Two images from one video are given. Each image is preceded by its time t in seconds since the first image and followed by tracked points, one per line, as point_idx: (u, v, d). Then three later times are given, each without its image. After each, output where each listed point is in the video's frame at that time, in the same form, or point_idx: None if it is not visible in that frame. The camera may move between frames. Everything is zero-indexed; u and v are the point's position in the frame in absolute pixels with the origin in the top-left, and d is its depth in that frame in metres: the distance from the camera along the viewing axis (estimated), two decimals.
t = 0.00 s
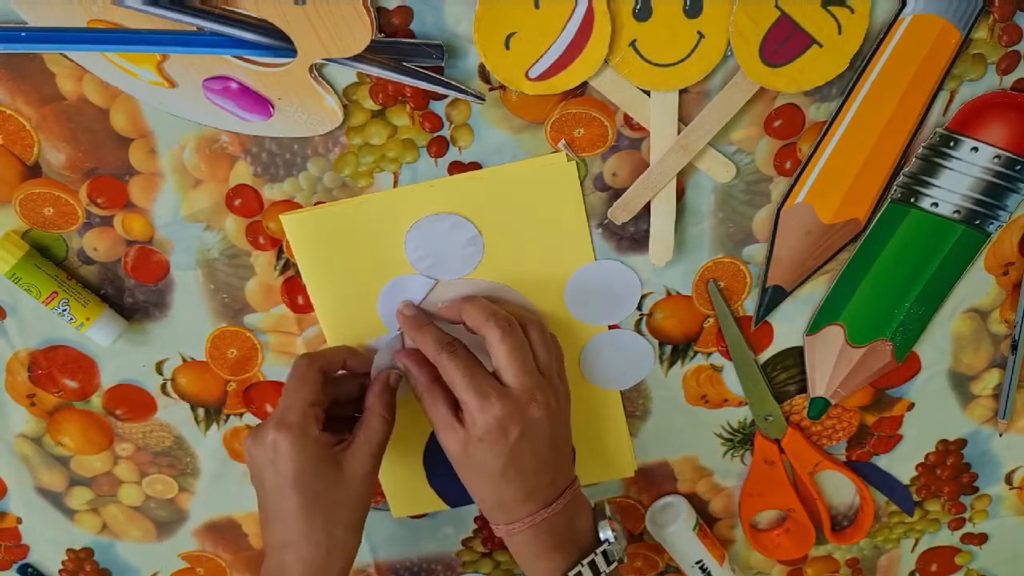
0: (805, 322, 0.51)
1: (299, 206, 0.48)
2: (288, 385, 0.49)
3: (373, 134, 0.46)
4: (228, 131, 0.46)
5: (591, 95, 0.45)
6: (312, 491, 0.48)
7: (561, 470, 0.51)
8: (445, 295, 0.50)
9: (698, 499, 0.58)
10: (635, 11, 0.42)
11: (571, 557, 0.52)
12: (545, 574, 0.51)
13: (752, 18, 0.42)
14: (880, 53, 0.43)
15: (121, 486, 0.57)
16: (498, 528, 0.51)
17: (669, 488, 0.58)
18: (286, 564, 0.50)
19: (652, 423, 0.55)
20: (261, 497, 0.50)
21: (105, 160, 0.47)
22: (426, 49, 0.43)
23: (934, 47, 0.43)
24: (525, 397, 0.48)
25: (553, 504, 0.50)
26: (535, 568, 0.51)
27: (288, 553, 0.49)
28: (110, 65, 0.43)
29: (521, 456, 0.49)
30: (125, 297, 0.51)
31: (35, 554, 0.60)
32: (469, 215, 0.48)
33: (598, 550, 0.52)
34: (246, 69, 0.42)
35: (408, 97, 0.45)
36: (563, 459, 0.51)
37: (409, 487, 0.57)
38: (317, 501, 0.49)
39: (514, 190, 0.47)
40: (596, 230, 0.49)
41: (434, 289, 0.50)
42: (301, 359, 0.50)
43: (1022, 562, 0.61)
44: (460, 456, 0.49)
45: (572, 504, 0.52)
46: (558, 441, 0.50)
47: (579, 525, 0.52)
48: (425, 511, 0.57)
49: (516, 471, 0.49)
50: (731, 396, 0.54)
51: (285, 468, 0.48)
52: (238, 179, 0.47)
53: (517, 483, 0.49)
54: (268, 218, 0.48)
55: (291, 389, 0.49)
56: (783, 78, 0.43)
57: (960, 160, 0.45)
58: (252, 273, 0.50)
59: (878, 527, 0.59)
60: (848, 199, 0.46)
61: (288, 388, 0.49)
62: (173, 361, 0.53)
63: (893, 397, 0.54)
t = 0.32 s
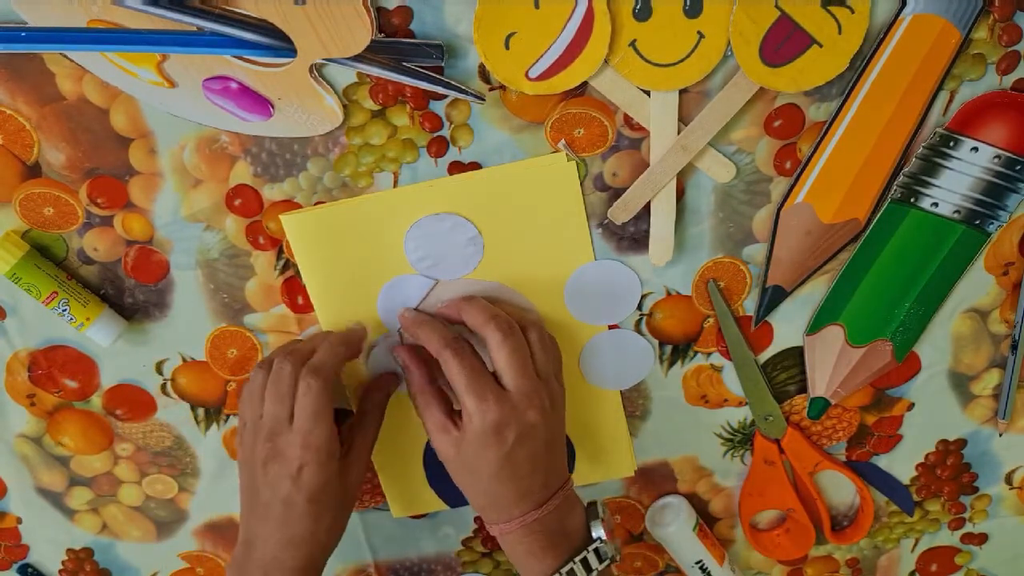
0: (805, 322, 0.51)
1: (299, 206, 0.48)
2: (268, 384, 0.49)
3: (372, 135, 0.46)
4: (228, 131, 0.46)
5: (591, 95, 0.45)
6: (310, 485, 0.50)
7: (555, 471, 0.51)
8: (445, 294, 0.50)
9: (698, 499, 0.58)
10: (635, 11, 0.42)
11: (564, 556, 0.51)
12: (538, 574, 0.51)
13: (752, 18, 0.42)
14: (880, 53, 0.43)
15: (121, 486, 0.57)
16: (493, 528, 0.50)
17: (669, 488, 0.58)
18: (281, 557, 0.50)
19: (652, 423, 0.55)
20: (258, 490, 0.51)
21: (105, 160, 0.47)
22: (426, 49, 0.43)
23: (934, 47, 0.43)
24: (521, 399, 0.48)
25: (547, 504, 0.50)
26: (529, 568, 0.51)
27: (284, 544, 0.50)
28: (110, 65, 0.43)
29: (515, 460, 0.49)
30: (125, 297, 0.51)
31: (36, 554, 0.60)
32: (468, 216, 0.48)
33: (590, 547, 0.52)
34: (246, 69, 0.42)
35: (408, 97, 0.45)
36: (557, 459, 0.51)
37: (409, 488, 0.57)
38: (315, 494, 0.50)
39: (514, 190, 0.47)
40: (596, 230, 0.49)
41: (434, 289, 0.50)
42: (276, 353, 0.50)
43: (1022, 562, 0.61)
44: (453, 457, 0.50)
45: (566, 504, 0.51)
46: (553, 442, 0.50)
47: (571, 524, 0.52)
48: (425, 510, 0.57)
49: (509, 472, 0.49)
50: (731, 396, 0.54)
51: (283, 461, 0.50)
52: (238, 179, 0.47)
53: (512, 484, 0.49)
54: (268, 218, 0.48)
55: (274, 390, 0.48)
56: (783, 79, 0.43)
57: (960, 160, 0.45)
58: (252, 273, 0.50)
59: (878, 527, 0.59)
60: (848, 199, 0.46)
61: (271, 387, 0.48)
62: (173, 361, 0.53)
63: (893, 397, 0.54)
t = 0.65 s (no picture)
0: (805, 322, 0.51)
1: (299, 206, 0.48)
2: (273, 386, 0.49)
3: (373, 134, 0.46)
4: (228, 131, 0.46)
5: (591, 95, 0.45)
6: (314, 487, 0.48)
7: (548, 515, 0.51)
8: (444, 294, 0.50)
9: (698, 499, 0.58)
10: (635, 12, 0.42)
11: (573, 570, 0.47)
12: None
13: (752, 18, 0.42)
14: (880, 53, 0.43)
15: (121, 486, 0.57)
16: None
17: (669, 488, 0.58)
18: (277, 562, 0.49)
19: (652, 423, 0.55)
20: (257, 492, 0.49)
21: (105, 161, 0.47)
22: (426, 49, 0.43)
23: (934, 47, 0.43)
24: (519, 462, 0.49)
25: (537, 565, 0.49)
26: None
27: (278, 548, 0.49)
28: (110, 65, 0.43)
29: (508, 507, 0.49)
30: (125, 297, 0.51)
31: (36, 554, 0.60)
32: (468, 216, 0.48)
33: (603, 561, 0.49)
34: (246, 69, 0.42)
35: (408, 97, 0.45)
36: (549, 520, 0.51)
37: (409, 488, 0.57)
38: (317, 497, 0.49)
39: (514, 190, 0.47)
40: (596, 230, 0.49)
41: (434, 290, 0.50)
42: (280, 355, 0.50)
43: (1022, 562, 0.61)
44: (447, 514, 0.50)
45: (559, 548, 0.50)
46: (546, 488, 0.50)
47: None
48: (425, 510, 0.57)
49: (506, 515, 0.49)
50: (731, 396, 0.54)
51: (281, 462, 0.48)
52: (238, 179, 0.47)
53: (503, 546, 0.49)
54: (268, 218, 0.48)
55: (279, 391, 0.48)
56: (783, 79, 0.43)
57: (960, 160, 0.45)
58: (252, 273, 0.50)
59: (878, 527, 0.59)
60: (848, 199, 0.46)
61: (276, 389, 0.48)
62: (173, 362, 0.53)
63: (893, 397, 0.54)
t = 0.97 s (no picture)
0: (805, 322, 0.51)
1: (299, 206, 0.48)
2: (280, 385, 0.48)
3: (373, 134, 0.46)
4: (229, 131, 0.46)
5: (592, 95, 0.45)
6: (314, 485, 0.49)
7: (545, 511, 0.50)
8: (445, 293, 0.50)
9: (698, 499, 0.58)
10: (635, 12, 0.42)
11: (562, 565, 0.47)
12: None
13: (752, 17, 0.42)
14: (880, 53, 0.43)
15: (121, 486, 0.57)
16: None
17: (669, 488, 0.58)
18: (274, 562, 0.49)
19: (652, 423, 0.55)
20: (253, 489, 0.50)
21: (105, 161, 0.47)
22: (426, 49, 0.43)
23: (934, 47, 0.43)
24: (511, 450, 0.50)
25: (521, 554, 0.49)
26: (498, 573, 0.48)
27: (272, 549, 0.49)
28: (109, 65, 0.43)
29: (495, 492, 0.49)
30: (125, 297, 0.51)
31: (36, 554, 0.60)
32: (468, 216, 0.48)
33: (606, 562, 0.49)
34: (246, 69, 0.42)
35: (408, 96, 0.45)
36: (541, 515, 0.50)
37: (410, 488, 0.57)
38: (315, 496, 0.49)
39: (514, 190, 0.47)
40: (596, 230, 0.49)
41: (434, 290, 0.50)
42: (287, 356, 0.50)
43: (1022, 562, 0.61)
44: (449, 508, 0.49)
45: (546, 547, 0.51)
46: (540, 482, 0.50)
47: None
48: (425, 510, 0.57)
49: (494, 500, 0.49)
50: (731, 396, 0.54)
51: (282, 461, 0.48)
52: (238, 179, 0.47)
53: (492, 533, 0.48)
54: (268, 218, 0.48)
55: (286, 391, 0.48)
56: (783, 79, 0.43)
57: (960, 160, 0.45)
58: (252, 273, 0.50)
59: (878, 527, 0.59)
60: (848, 199, 0.46)
61: (283, 388, 0.48)
62: (173, 362, 0.53)
63: (893, 397, 0.54)
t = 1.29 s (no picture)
0: (805, 323, 0.51)
1: (299, 206, 0.48)
2: (274, 377, 0.49)
3: (372, 134, 0.46)
4: (229, 131, 0.46)
5: (592, 95, 0.45)
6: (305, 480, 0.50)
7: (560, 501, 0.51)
8: (445, 293, 0.50)
9: (698, 499, 0.58)
10: (635, 11, 0.42)
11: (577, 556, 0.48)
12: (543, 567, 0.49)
13: (752, 17, 0.42)
14: (880, 53, 0.43)
15: (121, 486, 0.57)
16: None
17: (669, 487, 0.58)
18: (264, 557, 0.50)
19: (652, 423, 0.55)
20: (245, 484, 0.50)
21: (105, 160, 0.47)
22: (426, 49, 0.43)
23: (934, 47, 0.43)
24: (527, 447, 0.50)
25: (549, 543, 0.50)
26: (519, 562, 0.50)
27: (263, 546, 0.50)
28: (109, 65, 0.43)
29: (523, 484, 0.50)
30: (126, 297, 0.51)
31: (36, 554, 0.60)
32: (468, 216, 0.48)
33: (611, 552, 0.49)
34: (246, 69, 0.42)
35: (408, 96, 0.45)
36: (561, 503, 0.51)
37: (410, 488, 0.57)
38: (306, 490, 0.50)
39: (514, 190, 0.47)
40: (596, 230, 0.49)
41: (434, 290, 0.50)
42: (283, 348, 0.50)
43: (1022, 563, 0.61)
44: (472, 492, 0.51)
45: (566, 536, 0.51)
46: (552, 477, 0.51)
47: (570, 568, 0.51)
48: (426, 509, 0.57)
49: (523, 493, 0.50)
50: (731, 396, 0.54)
51: (274, 455, 0.49)
52: (238, 179, 0.47)
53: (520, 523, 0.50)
54: (268, 218, 0.48)
55: (278, 385, 0.49)
56: (783, 79, 0.43)
57: (960, 160, 0.45)
58: (252, 273, 0.50)
59: (878, 527, 0.59)
60: (848, 199, 0.46)
61: (277, 382, 0.49)
62: (173, 362, 0.53)
63: (893, 397, 0.54)
